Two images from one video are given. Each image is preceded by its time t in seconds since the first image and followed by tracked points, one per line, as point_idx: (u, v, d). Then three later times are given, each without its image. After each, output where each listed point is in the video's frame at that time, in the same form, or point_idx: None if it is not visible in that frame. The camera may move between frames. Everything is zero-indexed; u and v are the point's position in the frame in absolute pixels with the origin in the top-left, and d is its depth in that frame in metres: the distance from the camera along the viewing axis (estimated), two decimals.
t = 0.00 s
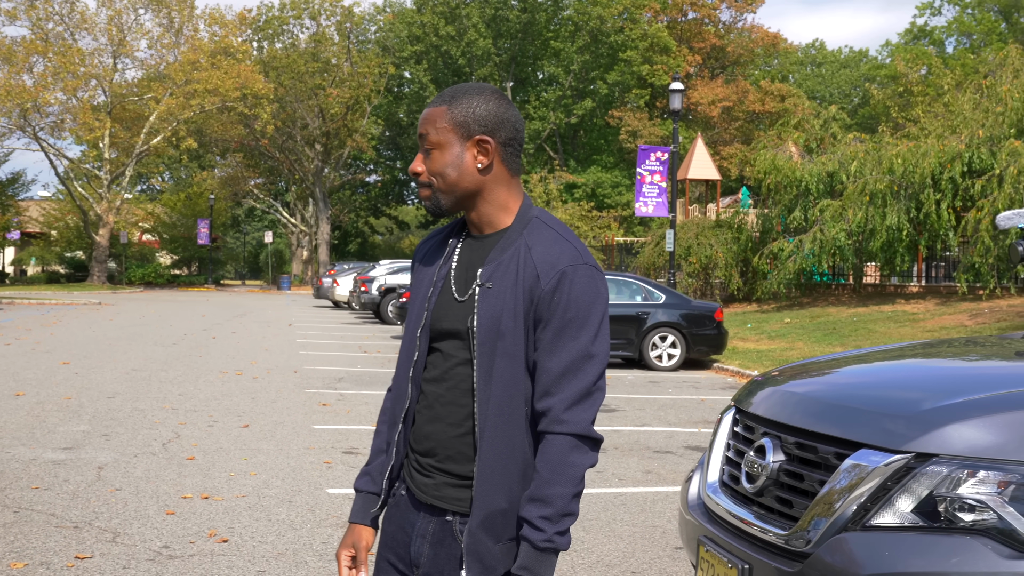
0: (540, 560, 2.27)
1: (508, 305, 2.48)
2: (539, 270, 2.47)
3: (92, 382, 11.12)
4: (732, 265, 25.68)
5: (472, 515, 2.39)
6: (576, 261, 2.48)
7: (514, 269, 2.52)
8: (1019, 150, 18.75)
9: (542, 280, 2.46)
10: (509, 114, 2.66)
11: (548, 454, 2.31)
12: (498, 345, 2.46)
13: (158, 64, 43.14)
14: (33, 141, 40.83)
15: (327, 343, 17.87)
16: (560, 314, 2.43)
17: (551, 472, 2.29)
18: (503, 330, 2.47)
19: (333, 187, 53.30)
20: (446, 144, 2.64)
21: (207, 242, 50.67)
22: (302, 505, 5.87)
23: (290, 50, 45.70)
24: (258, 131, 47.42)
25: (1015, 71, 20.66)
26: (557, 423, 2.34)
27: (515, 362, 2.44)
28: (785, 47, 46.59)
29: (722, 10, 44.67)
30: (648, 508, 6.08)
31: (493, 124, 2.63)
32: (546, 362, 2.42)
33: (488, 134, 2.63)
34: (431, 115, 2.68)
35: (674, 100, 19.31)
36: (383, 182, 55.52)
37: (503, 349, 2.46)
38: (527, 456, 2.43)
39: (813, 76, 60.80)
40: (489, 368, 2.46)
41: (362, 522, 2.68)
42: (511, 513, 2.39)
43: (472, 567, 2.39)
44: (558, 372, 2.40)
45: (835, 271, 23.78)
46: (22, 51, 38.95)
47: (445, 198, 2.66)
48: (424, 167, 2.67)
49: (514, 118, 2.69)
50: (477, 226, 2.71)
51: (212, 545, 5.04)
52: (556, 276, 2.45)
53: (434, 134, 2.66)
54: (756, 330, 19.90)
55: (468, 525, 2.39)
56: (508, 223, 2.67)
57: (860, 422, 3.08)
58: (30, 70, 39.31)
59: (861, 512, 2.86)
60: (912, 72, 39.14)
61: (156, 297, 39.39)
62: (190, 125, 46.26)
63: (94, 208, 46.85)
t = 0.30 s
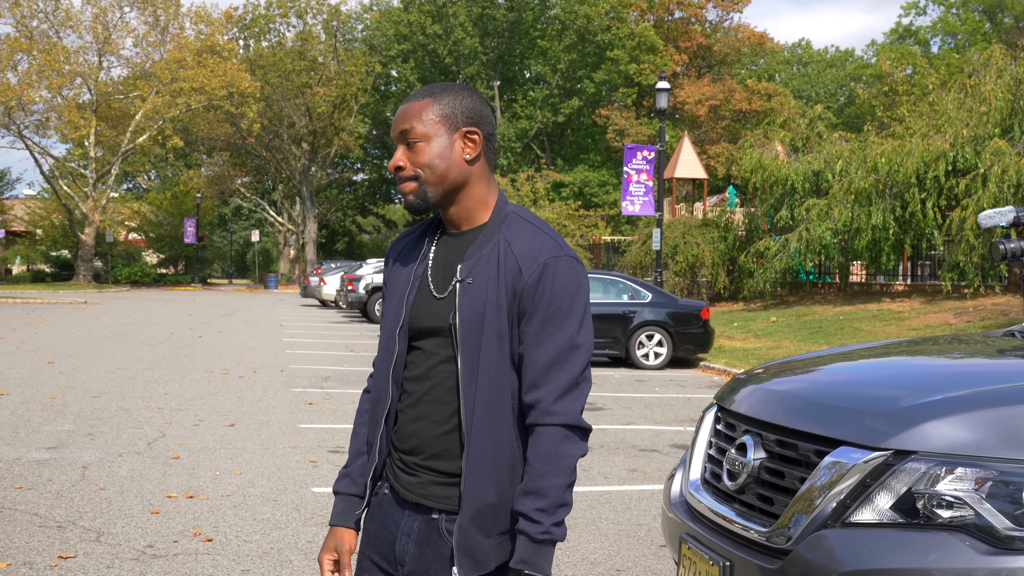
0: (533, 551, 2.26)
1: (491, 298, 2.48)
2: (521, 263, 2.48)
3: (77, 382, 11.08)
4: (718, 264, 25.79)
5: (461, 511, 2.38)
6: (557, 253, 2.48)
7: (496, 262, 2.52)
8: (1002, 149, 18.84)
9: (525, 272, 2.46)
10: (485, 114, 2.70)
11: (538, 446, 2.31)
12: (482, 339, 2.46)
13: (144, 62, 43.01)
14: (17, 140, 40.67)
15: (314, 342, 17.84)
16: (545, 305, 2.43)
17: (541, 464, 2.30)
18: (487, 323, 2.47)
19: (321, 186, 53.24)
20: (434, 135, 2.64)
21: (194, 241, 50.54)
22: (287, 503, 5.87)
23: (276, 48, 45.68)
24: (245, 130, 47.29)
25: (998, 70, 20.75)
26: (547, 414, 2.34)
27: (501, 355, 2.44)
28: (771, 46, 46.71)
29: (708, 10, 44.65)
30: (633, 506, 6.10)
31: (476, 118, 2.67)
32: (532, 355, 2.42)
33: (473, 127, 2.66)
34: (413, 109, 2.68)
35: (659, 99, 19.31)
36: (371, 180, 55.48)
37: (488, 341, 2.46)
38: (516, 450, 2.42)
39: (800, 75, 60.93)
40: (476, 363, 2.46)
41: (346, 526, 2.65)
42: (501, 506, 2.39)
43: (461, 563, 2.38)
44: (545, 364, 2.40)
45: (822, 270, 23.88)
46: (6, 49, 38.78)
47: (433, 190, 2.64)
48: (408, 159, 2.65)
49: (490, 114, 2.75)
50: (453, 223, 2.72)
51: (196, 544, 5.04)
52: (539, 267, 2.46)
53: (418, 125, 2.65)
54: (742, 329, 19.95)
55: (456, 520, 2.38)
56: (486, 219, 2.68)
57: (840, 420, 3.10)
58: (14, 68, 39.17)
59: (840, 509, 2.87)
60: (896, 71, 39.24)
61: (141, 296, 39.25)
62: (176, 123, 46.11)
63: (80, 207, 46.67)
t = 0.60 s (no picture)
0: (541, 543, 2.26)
1: (487, 293, 2.48)
2: (516, 256, 2.48)
3: (74, 380, 11.08)
4: (716, 264, 25.85)
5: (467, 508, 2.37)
6: (551, 244, 2.49)
7: (492, 256, 2.52)
8: (999, 150, 18.86)
9: (520, 266, 2.47)
10: (465, 115, 2.67)
11: (543, 436, 2.31)
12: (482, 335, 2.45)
13: (142, 61, 43.06)
14: (14, 138, 40.67)
15: (311, 342, 17.82)
16: (542, 295, 2.43)
17: (544, 453, 2.29)
18: (484, 317, 2.47)
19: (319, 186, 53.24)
20: (415, 145, 2.62)
21: (191, 240, 50.54)
22: (284, 503, 5.86)
23: (274, 47, 45.75)
24: (243, 129, 47.24)
25: (995, 70, 20.75)
26: (549, 403, 2.34)
27: (500, 348, 2.44)
28: (769, 46, 46.79)
29: (707, 10, 44.63)
30: (630, 506, 6.10)
31: (456, 123, 2.65)
32: (530, 346, 2.42)
33: (455, 132, 2.64)
34: (391, 122, 2.66)
35: (657, 99, 19.25)
36: (369, 180, 55.51)
37: (487, 336, 2.46)
38: (521, 442, 2.42)
39: (797, 76, 60.94)
40: (475, 359, 2.46)
41: (345, 536, 2.63)
42: (503, 502, 2.38)
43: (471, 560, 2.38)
44: (545, 353, 2.40)
45: (819, 270, 23.91)
46: (4, 47, 38.77)
47: (421, 200, 2.62)
48: (391, 173, 2.62)
49: (470, 116, 2.71)
50: (445, 228, 2.71)
51: (193, 542, 5.04)
52: (534, 258, 2.46)
53: (398, 137, 2.63)
54: (740, 329, 19.95)
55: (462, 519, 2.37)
56: (478, 220, 2.67)
57: (837, 419, 3.09)
58: (11, 67, 39.18)
59: (835, 507, 2.87)
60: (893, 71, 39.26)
61: (139, 295, 39.23)
62: (174, 123, 46.07)
63: (78, 207, 46.65)
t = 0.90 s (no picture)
0: (535, 552, 2.26)
1: (497, 300, 2.44)
2: (528, 267, 2.46)
3: (68, 381, 11.07)
4: (711, 265, 25.92)
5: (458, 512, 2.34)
6: (564, 258, 2.48)
7: (503, 264, 2.48)
8: (994, 151, 18.91)
9: (532, 276, 2.44)
10: (485, 112, 2.66)
11: (540, 449, 2.31)
12: (489, 341, 2.42)
13: (137, 61, 42.99)
14: (9, 139, 40.62)
15: (306, 343, 17.80)
16: (550, 309, 2.43)
17: (542, 466, 2.29)
18: (492, 324, 2.43)
19: (314, 187, 53.17)
20: (446, 132, 2.55)
21: (186, 241, 50.50)
22: (279, 504, 5.86)
23: (269, 48, 45.64)
24: (238, 130, 47.12)
25: (989, 73, 20.78)
26: (549, 417, 2.34)
27: (505, 357, 2.41)
28: (764, 47, 46.82)
29: (702, 11, 44.60)
30: (626, 507, 6.10)
31: (481, 117, 2.61)
32: (535, 358, 2.41)
33: (482, 126, 2.60)
34: (419, 108, 2.58)
35: (653, 100, 19.25)
36: (364, 181, 55.48)
37: (494, 341, 2.42)
38: (518, 452, 2.40)
39: (792, 77, 60.99)
40: (477, 366, 2.43)
41: (344, 529, 2.62)
42: (497, 508, 2.36)
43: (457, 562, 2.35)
44: (548, 365, 2.40)
45: (814, 271, 23.95)
46: None
47: (458, 188, 2.55)
48: (424, 157, 2.54)
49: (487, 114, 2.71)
50: (457, 224, 2.64)
51: (188, 544, 5.03)
52: (547, 271, 2.45)
53: (428, 124, 2.56)
54: (735, 330, 19.98)
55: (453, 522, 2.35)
56: (490, 222, 2.63)
57: (832, 420, 3.10)
58: (5, 67, 39.10)
59: (829, 508, 2.88)
60: (889, 72, 39.26)
61: (134, 295, 39.18)
62: (169, 124, 46.04)
63: (72, 207, 46.58)
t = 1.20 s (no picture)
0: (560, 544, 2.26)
1: (515, 298, 2.43)
2: (546, 265, 2.47)
3: (63, 382, 11.03)
4: (706, 265, 25.95)
5: (489, 510, 2.32)
6: (577, 255, 2.51)
7: (516, 265, 2.48)
8: (989, 152, 18.97)
9: (550, 275, 2.46)
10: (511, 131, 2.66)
11: (565, 442, 2.33)
12: (507, 342, 2.41)
13: (132, 61, 42.92)
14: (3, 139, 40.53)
15: (301, 343, 17.78)
16: (569, 305, 2.46)
17: (567, 456, 2.30)
18: (512, 324, 2.42)
19: (309, 187, 53.09)
20: (468, 138, 2.54)
21: (181, 241, 50.40)
22: (275, 505, 5.85)
23: (265, 48, 45.57)
24: (233, 130, 47.05)
25: (984, 73, 20.82)
26: (572, 409, 2.36)
27: (526, 356, 2.40)
28: (760, 48, 46.87)
29: (697, 11, 44.59)
30: (622, 508, 6.11)
31: (502, 134, 2.62)
32: (553, 352, 2.43)
33: (500, 144, 2.61)
34: (444, 106, 2.56)
35: (648, 100, 19.25)
36: (360, 181, 55.43)
37: (515, 341, 2.41)
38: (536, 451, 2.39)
39: (787, 77, 61.08)
40: (498, 365, 2.40)
41: (340, 545, 2.44)
42: (520, 506, 2.35)
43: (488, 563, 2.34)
44: (566, 359, 2.42)
45: (809, 271, 23.99)
46: None
47: (464, 194, 2.54)
48: (441, 155, 2.53)
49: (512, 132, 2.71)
50: (454, 224, 2.62)
51: (184, 545, 5.03)
52: (565, 269, 2.47)
53: (450, 123, 2.54)
54: (730, 330, 20.01)
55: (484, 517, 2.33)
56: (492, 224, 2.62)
57: (829, 421, 3.10)
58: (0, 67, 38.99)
59: (826, 509, 2.88)
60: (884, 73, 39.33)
61: (130, 295, 39.14)
62: (164, 123, 45.99)
63: (67, 207, 46.46)
